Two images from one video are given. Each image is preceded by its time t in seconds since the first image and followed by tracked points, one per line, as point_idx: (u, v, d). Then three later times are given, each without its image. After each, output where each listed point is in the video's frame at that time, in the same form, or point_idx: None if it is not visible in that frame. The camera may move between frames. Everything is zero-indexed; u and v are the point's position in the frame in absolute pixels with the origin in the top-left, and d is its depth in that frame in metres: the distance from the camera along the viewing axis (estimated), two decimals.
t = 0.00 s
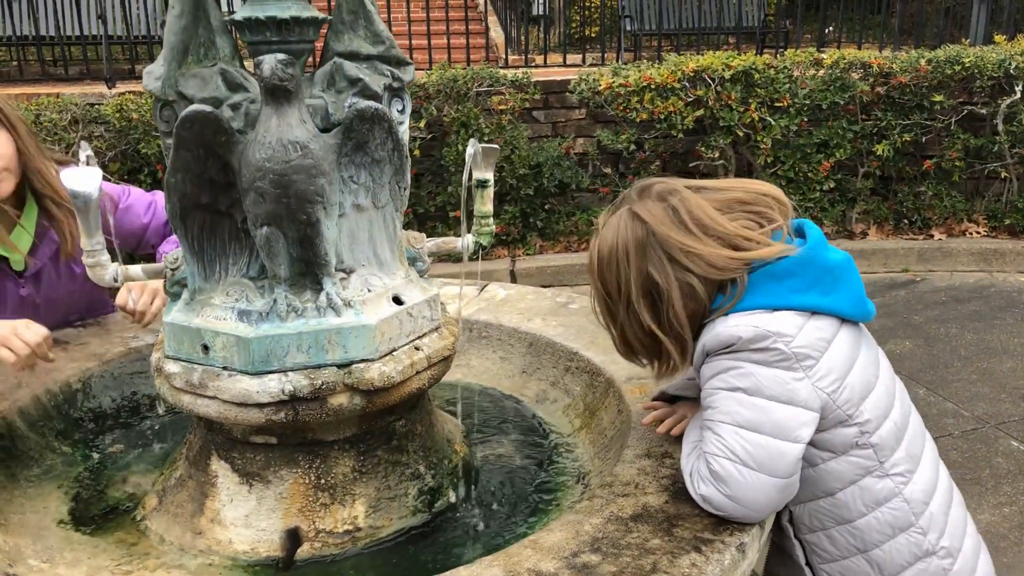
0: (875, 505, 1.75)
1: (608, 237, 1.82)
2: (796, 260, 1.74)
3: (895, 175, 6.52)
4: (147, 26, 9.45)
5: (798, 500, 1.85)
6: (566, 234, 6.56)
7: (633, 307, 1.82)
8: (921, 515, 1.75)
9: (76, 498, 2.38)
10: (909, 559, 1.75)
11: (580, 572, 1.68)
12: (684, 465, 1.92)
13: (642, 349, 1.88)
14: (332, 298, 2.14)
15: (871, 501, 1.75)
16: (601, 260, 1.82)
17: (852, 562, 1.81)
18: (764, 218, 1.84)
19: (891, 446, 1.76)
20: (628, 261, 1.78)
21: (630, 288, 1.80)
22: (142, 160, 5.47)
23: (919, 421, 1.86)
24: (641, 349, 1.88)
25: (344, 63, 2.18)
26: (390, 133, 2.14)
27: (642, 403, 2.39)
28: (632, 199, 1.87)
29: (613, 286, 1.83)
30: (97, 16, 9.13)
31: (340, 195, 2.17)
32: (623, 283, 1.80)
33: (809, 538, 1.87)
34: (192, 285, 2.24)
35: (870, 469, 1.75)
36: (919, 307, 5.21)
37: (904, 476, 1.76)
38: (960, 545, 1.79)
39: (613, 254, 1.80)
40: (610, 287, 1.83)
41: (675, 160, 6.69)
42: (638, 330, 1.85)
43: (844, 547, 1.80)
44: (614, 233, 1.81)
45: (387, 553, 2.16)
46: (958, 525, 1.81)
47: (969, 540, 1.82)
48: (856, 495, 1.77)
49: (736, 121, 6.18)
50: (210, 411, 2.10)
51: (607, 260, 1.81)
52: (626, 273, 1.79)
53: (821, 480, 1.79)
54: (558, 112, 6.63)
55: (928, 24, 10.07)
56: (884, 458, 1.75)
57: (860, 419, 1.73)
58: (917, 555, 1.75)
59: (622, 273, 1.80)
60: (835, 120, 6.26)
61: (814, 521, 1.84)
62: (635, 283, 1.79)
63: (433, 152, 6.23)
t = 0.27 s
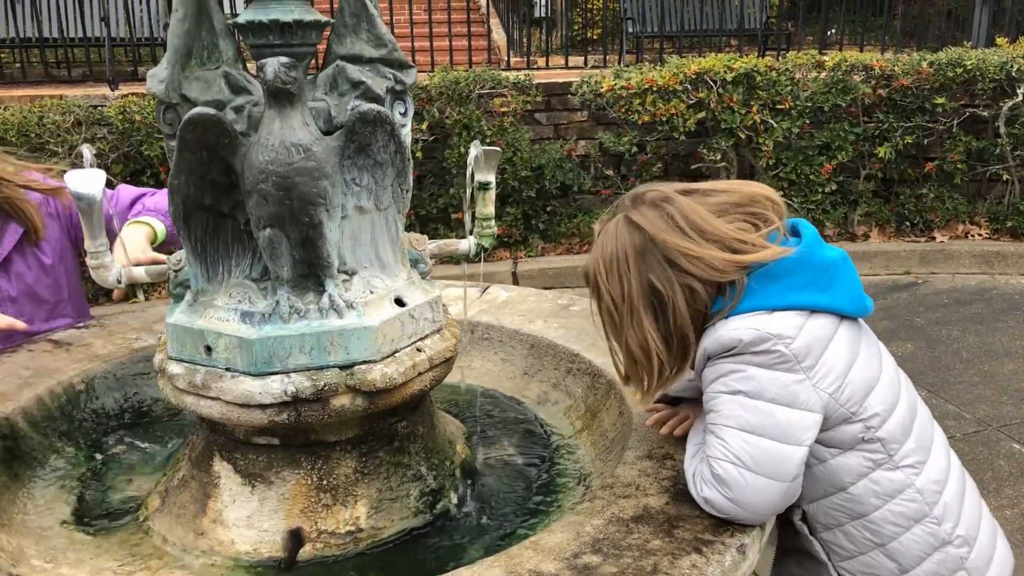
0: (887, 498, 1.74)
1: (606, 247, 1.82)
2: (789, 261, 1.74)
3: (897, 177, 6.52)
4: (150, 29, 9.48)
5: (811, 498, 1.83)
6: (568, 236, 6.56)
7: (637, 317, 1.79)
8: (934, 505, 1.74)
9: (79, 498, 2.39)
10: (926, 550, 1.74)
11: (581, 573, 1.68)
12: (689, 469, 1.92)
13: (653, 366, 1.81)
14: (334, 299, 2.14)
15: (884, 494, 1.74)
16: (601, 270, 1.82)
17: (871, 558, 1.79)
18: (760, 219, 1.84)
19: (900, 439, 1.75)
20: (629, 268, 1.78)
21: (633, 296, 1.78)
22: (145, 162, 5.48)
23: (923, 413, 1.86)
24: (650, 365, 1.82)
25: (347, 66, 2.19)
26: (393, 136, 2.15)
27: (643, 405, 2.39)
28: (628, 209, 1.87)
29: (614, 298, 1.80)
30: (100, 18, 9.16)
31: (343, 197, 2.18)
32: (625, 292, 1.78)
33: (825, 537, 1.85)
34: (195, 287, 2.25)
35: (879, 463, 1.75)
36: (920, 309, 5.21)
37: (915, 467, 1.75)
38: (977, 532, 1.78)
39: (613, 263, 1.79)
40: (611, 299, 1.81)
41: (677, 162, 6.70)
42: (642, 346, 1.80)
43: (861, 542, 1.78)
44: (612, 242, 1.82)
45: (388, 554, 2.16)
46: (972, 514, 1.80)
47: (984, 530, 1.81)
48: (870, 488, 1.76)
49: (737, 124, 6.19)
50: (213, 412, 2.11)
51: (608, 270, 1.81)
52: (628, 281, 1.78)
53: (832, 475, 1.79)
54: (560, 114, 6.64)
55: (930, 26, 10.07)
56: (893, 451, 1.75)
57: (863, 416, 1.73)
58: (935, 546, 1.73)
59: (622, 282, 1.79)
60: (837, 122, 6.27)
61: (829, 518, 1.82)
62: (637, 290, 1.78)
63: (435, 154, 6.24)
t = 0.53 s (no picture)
0: (878, 520, 1.74)
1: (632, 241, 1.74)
2: (833, 275, 1.69)
3: (899, 179, 6.52)
4: (151, 30, 9.49)
5: (804, 510, 1.82)
6: (569, 237, 6.55)
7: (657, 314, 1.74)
8: (920, 533, 1.72)
9: (80, 498, 2.39)
10: None
11: (582, 572, 1.68)
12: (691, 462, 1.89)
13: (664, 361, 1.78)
14: (335, 299, 2.14)
15: (876, 516, 1.74)
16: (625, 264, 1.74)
17: None
18: (794, 224, 1.78)
19: (900, 466, 1.73)
20: (656, 267, 1.70)
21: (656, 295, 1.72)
22: (147, 163, 5.49)
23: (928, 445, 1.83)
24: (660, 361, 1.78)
25: (348, 66, 2.20)
26: (394, 136, 2.15)
27: (643, 405, 2.39)
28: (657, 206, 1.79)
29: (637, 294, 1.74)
30: (102, 20, 9.17)
31: (344, 196, 2.18)
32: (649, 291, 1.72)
33: (810, 549, 1.85)
34: (197, 286, 2.25)
35: (878, 485, 1.73)
36: (921, 311, 5.21)
37: (910, 495, 1.73)
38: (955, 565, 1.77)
39: (637, 260, 1.71)
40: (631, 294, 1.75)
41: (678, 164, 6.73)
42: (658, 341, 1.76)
43: (844, 558, 1.78)
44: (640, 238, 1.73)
45: (389, 554, 2.16)
46: (951, 548, 1.79)
47: (960, 566, 1.80)
48: (862, 508, 1.75)
49: (738, 125, 6.19)
50: (214, 411, 2.11)
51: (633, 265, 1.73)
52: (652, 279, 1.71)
53: (827, 491, 1.77)
54: (561, 115, 6.65)
55: (932, 28, 10.07)
56: (893, 476, 1.73)
57: (875, 437, 1.71)
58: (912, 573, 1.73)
59: (648, 280, 1.71)
60: (838, 123, 6.27)
61: (818, 531, 1.81)
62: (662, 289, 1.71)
63: (436, 155, 6.24)
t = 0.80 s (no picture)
0: (879, 539, 1.70)
1: (668, 239, 1.72)
2: (864, 293, 1.65)
3: (901, 180, 6.52)
4: (153, 31, 9.51)
5: (804, 522, 1.79)
6: (571, 239, 6.54)
7: (687, 315, 1.72)
8: (917, 554, 1.70)
9: (84, 499, 2.40)
10: None
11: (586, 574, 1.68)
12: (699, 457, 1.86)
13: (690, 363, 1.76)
14: (339, 301, 2.14)
15: (877, 534, 1.71)
16: (657, 260, 1.72)
17: None
18: (833, 237, 1.75)
19: (905, 487, 1.70)
20: (689, 266, 1.67)
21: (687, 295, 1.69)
22: (149, 164, 5.50)
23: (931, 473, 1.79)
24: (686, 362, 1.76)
25: (352, 67, 2.20)
26: (398, 137, 2.15)
27: (646, 407, 2.39)
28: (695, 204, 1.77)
29: (666, 292, 1.71)
30: (104, 21, 9.19)
31: (348, 198, 2.18)
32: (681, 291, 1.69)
33: (808, 561, 1.82)
34: (200, 287, 2.25)
35: (881, 504, 1.70)
36: (923, 312, 5.20)
37: (910, 516, 1.71)
38: None
39: (670, 260, 1.69)
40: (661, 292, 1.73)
41: (679, 165, 6.75)
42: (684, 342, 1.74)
43: (841, 572, 1.75)
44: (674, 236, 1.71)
45: (392, 556, 2.16)
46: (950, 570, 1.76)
47: None
48: (863, 526, 1.72)
49: (740, 126, 6.19)
50: (218, 412, 2.11)
51: (664, 263, 1.71)
52: (684, 278, 1.68)
53: (827, 505, 1.74)
54: (563, 117, 6.66)
55: (933, 30, 10.08)
56: (896, 497, 1.70)
57: (883, 457, 1.67)
58: None
59: (679, 280, 1.69)
60: (840, 125, 6.27)
61: (817, 544, 1.79)
62: (694, 290, 1.68)
63: (438, 156, 6.25)
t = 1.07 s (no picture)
0: (928, 565, 1.63)
1: (776, 229, 1.63)
2: (942, 339, 1.57)
3: (904, 182, 6.52)
4: (156, 32, 9.53)
5: (849, 548, 1.72)
6: (573, 240, 6.52)
7: (772, 310, 1.63)
8: None
9: (90, 502, 2.40)
10: None
11: None
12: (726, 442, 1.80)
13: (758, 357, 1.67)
14: (346, 303, 2.15)
15: (925, 561, 1.63)
16: (758, 251, 1.63)
17: None
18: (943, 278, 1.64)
19: (946, 528, 1.63)
20: (790, 263, 1.58)
21: (779, 291, 1.60)
22: (152, 165, 5.50)
23: (990, 518, 1.70)
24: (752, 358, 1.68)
25: (358, 69, 2.20)
26: (404, 139, 2.15)
27: (653, 409, 2.39)
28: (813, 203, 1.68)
29: (758, 283, 1.62)
30: (107, 22, 9.20)
31: (354, 199, 2.18)
32: (773, 285, 1.59)
33: None
34: (207, 289, 2.25)
35: (922, 536, 1.63)
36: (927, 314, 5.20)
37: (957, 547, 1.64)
38: None
39: (770, 251, 1.61)
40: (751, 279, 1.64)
41: (682, 166, 6.78)
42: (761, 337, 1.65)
43: None
44: (786, 231, 1.62)
45: (398, 558, 2.16)
46: None
47: None
48: (912, 553, 1.64)
49: (744, 127, 6.19)
50: (224, 414, 2.11)
51: (766, 254, 1.62)
52: (781, 271, 1.59)
53: (866, 532, 1.67)
54: (566, 118, 6.65)
55: (936, 30, 10.07)
56: (936, 534, 1.63)
57: (923, 499, 1.60)
58: None
59: (772, 271, 1.60)
60: (843, 126, 6.26)
61: (862, 568, 1.71)
62: (787, 286, 1.59)
63: (441, 157, 6.25)
